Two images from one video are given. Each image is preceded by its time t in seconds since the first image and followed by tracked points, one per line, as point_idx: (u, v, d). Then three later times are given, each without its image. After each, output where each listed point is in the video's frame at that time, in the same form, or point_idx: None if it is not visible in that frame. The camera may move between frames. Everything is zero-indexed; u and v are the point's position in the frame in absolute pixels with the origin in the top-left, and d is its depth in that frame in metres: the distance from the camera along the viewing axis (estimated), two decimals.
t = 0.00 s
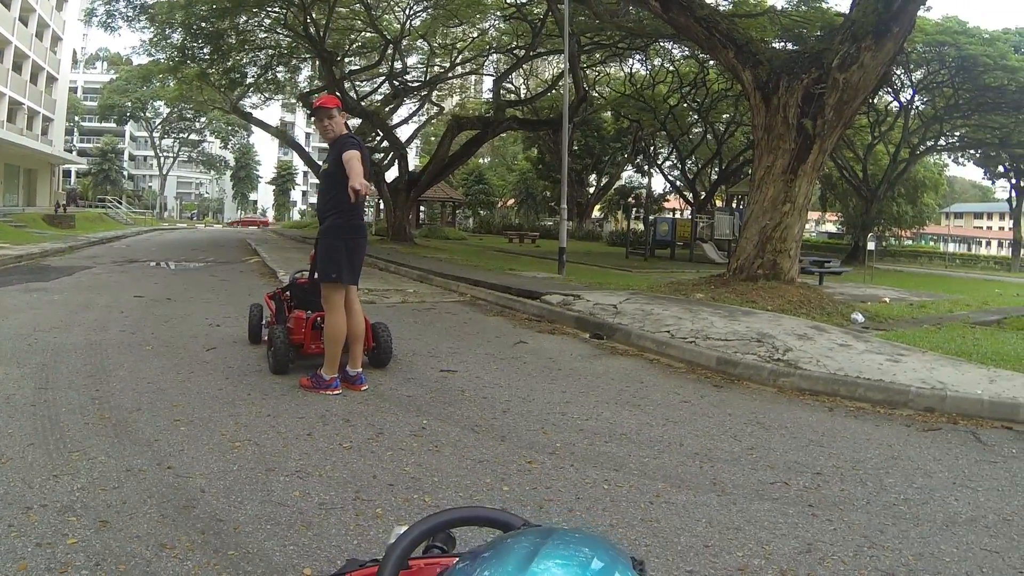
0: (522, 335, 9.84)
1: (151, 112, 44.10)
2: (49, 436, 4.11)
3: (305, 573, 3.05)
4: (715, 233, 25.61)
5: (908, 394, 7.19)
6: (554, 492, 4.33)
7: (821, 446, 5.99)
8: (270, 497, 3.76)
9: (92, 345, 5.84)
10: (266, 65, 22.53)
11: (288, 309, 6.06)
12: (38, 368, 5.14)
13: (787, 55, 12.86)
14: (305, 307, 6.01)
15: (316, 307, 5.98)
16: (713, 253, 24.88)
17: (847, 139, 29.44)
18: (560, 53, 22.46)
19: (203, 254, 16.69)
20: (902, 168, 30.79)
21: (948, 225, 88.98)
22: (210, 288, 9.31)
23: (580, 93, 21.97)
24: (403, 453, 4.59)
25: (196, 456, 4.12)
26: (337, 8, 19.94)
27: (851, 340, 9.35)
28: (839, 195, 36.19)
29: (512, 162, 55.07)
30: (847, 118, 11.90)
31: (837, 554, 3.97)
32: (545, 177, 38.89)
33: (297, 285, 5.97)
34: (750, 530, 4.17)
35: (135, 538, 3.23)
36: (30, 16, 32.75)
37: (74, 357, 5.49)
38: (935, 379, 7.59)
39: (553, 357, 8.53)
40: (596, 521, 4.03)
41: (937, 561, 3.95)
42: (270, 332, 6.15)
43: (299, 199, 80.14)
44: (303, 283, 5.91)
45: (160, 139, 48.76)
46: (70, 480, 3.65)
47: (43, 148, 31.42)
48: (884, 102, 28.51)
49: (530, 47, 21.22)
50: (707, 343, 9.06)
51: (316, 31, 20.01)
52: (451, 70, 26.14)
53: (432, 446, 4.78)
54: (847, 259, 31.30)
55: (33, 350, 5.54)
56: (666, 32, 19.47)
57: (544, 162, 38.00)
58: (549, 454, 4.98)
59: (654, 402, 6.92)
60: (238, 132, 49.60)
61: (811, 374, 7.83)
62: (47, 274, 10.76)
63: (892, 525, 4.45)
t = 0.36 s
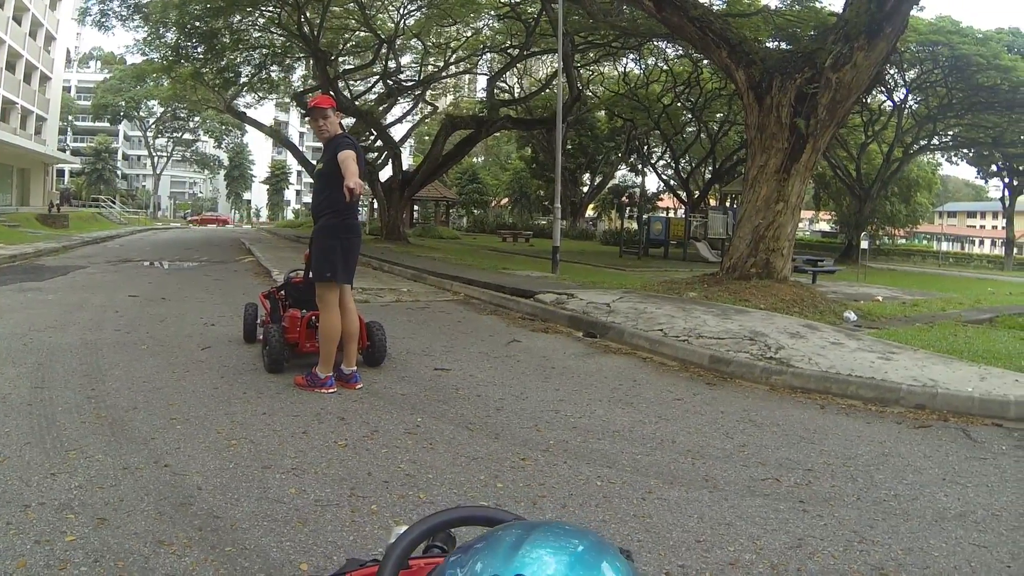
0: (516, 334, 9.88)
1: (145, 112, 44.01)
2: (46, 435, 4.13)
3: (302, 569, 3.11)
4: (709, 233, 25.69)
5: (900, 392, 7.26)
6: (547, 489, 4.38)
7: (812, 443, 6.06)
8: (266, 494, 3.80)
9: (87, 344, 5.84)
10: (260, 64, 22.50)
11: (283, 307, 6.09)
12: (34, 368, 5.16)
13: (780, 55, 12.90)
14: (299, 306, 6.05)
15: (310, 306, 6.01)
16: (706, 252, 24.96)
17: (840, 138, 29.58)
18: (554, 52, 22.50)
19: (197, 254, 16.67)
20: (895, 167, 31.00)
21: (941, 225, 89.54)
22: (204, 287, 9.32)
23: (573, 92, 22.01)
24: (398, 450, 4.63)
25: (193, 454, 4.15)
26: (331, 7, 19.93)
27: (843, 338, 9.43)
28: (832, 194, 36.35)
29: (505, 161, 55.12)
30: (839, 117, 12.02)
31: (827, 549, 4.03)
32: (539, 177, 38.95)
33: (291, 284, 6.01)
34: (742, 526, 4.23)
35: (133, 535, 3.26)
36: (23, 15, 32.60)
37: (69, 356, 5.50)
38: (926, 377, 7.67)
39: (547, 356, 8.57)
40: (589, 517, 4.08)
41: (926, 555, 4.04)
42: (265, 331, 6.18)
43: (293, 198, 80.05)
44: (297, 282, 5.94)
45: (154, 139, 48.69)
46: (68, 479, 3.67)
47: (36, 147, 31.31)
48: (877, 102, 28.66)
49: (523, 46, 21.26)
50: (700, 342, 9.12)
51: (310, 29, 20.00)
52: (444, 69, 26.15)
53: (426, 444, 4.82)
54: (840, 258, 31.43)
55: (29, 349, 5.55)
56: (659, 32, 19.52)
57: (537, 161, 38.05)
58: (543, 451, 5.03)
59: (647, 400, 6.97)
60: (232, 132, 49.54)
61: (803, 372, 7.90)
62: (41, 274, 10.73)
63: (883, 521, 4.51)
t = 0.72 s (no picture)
0: (496, 333, 10.04)
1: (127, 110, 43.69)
2: (40, 430, 4.24)
3: (294, 554, 3.28)
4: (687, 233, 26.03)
5: (870, 388, 7.54)
6: (527, 478, 4.55)
7: (784, 436, 6.29)
8: (255, 484, 3.95)
9: (73, 342, 5.93)
10: (241, 64, 22.47)
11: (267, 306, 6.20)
12: (22, 365, 5.25)
13: (757, 59, 13.17)
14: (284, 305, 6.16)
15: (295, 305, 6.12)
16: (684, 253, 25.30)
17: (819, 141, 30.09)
18: (534, 53, 22.69)
19: (178, 253, 16.64)
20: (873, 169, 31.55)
21: (919, 226, 90.78)
22: (187, 286, 9.37)
23: (554, 93, 22.22)
24: (382, 443, 4.77)
25: (183, 447, 4.28)
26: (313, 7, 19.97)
27: (816, 336, 9.71)
28: (811, 195, 36.93)
29: (485, 162, 55.28)
30: (815, 121, 12.33)
31: (795, 533, 4.24)
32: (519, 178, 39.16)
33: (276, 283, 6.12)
34: (714, 513, 4.42)
35: (129, 524, 3.41)
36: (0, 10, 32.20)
37: (56, 353, 5.60)
38: (896, 374, 7.95)
39: (527, 353, 8.75)
40: (568, 505, 4.26)
41: (888, 538, 4.27)
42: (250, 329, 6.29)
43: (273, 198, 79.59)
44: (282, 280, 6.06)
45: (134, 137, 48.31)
46: (63, 472, 3.80)
47: (14, 145, 30.98)
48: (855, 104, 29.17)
49: (504, 47, 21.42)
50: (676, 340, 9.36)
51: (292, 29, 20.02)
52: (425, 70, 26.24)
53: (409, 437, 4.97)
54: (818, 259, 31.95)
55: (16, 347, 5.64)
56: (641, 35, 19.76)
57: (517, 162, 38.24)
58: (522, 444, 5.20)
59: (624, 396, 7.17)
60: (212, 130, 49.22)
61: (776, 369, 8.15)
62: (21, 273, 10.72)
63: (849, 508, 4.74)
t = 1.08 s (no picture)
0: (460, 328, 10.31)
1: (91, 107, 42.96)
2: (24, 424, 4.39)
3: (276, 529, 3.55)
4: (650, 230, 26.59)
5: (820, 377, 8.00)
6: (491, 461, 4.86)
7: (735, 422, 6.69)
8: (235, 469, 4.18)
9: (46, 339, 6.05)
10: (206, 61, 22.31)
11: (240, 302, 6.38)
12: None
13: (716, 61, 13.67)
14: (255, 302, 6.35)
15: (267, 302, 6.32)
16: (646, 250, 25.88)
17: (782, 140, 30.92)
18: (499, 52, 22.97)
19: (144, 252, 16.56)
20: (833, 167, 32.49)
21: (880, 222, 93.14)
22: (155, 284, 9.45)
23: (517, 92, 22.53)
24: (354, 430, 5.02)
25: (165, 437, 4.48)
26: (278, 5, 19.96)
27: (771, 330, 10.19)
28: (775, 192, 37.92)
29: (449, 160, 55.41)
30: (773, 121, 12.83)
31: (742, 508, 4.61)
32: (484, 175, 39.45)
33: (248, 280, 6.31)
34: (666, 490, 4.78)
35: (120, 507, 3.63)
36: None
37: (28, 350, 5.71)
38: (846, 364, 8.43)
39: (491, 347, 9.05)
40: (532, 484, 4.57)
41: (826, 511, 4.67)
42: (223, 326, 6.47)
43: (238, 196, 78.63)
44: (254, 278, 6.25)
45: (98, 133, 47.50)
46: (51, 461, 3.99)
47: None
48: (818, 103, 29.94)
49: (470, 45, 21.66)
50: (634, 334, 9.75)
51: (258, 27, 19.99)
52: (390, 68, 26.32)
53: (380, 425, 5.23)
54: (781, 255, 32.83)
55: None
56: (604, 35, 20.18)
57: (480, 160, 38.50)
58: (486, 430, 5.50)
59: (585, 386, 7.52)
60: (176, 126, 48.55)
61: (731, 360, 8.58)
62: None
63: (794, 485, 5.14)
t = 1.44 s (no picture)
0: (415, 325, 10.65)
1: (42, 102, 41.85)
2: (5, 417, 4.61)
3: (255, 505, 3.89)
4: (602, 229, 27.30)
5: (760, 368, 8.60)
6: (447, 444, 5.25)
7: (676, 410, 7.22)
8: (212, 454, 4.48)
9: (13, 338, 6.21)
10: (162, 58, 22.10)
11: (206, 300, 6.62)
12: None
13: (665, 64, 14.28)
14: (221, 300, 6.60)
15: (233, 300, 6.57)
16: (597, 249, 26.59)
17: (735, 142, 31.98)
18: (454, 52, 23.30)
19: (100, 252, 16.43)
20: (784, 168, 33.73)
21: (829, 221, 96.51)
22: (114, 284, 9.56)
23: (472, 92, 22.92)
24: (320, 419, 5.35)
25: (142, 427, 4.75)
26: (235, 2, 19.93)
27: (714, 325, 10.80)
28: (728, 193, 39.17)
29: (403, 159, 55.47)
30: (720, 125, 13.47)
31: (679, 483, 5.09)
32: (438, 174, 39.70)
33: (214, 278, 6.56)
34: (609, 469, 5.24)
35: (107, 489, 3.91)
36: None
37: None
38: (783, 357, 9.06)
39: (445, 343, 9.42)
40: (487, 464, 4.97)
41: (755, 485, 5.20)
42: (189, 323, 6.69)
43: (189, 194, 77.12)
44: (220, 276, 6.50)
45: (49, 131, 46.24)
46: (36, 450, 4.23)
47: None
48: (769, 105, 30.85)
49: (425, 45, 21.93)
50: (583, 329, 10.25)
51: (214, 24, 19.92)
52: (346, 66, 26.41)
53: (343, 414, 5.56)
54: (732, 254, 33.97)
55: None
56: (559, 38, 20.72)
57: (434, 159, 38.76)
58: (442, 418, 5.88)
59: (535, 378, 7.97)
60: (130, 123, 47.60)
61: (675, 354, 9.13)
62: None
63: (729, 464, 5.66)
